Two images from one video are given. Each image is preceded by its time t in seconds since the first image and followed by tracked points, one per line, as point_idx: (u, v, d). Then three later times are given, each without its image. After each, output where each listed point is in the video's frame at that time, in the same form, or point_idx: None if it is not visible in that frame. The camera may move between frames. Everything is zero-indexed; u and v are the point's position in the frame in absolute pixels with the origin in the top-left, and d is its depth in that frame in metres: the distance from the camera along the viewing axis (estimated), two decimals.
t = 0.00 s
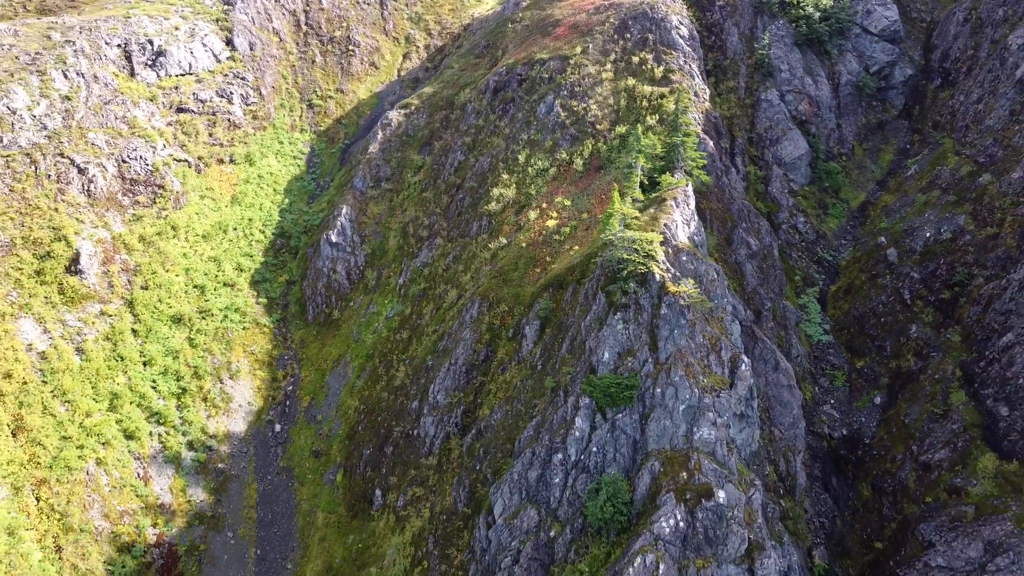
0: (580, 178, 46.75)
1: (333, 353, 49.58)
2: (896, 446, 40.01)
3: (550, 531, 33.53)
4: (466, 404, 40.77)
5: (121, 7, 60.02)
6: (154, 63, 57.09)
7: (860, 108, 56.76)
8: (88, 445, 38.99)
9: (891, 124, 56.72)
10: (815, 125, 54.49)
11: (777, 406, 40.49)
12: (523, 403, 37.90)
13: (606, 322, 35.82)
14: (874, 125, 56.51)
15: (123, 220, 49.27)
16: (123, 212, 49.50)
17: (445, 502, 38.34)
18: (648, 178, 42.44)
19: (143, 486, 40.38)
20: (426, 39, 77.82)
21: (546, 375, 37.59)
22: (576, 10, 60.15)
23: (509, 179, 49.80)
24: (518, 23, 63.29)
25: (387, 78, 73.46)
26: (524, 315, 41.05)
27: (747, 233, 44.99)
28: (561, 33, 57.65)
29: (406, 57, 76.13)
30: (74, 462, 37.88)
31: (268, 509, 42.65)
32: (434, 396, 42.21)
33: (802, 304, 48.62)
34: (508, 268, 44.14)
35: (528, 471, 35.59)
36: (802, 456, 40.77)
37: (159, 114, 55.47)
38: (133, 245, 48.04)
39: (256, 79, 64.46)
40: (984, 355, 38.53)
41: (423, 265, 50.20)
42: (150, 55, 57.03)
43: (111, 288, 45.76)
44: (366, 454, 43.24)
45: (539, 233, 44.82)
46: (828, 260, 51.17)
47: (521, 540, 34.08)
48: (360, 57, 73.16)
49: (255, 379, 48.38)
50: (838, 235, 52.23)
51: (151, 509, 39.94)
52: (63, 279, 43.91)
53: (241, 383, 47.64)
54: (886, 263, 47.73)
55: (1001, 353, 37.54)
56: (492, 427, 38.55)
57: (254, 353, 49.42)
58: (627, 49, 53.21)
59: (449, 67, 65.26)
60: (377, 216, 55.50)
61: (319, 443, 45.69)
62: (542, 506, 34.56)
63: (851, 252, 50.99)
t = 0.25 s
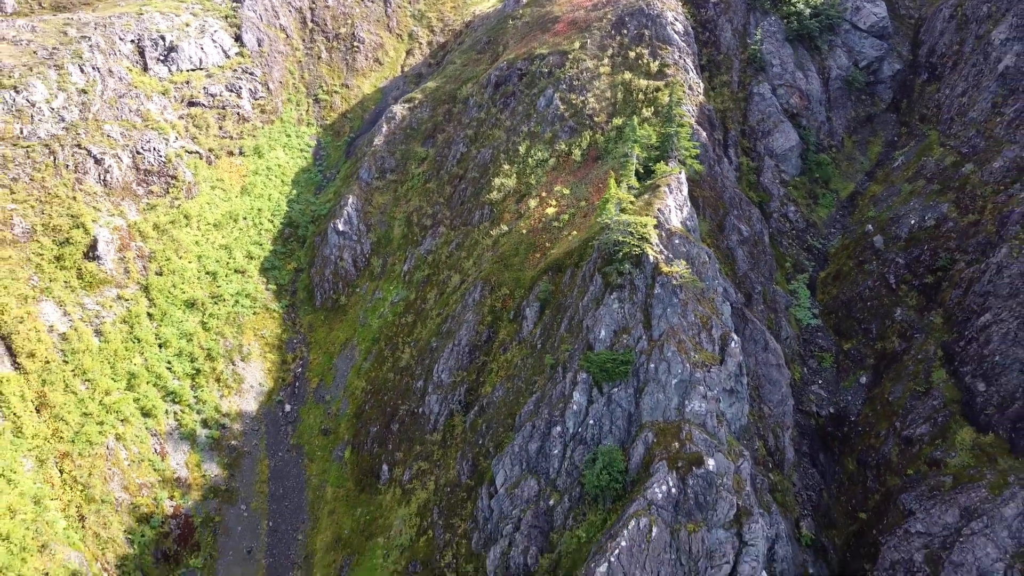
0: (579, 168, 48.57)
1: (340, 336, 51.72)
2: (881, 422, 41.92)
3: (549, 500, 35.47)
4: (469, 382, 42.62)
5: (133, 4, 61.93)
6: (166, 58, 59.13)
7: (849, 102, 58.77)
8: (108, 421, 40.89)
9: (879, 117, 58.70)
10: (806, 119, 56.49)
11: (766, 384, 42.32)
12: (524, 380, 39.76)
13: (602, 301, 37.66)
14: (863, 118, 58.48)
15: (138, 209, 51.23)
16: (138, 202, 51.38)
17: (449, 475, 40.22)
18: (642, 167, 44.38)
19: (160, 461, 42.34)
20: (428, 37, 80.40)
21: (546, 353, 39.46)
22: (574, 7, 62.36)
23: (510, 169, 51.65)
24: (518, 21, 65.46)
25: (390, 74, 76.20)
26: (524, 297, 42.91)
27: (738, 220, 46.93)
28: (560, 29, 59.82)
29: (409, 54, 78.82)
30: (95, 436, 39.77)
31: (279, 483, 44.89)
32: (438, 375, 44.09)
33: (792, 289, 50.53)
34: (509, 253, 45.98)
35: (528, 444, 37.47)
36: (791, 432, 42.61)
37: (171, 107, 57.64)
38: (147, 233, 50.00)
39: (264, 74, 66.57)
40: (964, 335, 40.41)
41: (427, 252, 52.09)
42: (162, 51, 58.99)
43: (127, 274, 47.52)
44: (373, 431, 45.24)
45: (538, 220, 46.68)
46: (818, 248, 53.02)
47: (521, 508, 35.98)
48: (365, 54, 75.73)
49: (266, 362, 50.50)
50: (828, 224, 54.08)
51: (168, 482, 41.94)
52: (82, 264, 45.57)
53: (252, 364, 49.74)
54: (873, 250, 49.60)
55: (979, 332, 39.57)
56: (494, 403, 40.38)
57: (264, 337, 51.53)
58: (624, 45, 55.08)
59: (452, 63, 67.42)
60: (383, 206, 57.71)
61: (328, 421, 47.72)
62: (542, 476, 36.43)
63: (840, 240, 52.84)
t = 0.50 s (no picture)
0: (577, 157, 50.60)
1: (348, 319, 54.01)
2: (864, 397, 44.05)
3: (548, 468, 37.57)
4: (472, 359, 44.74)
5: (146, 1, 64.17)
6: (178, 53, 61.21)
7: (838, 95, 60.98)
8: (128, 397, 43.04)
9: (867, 110, 60.94)
10: (796, 111, 58.68)
11: (755, 362, 44.44)
12: (524, 356, 41.88)
13: (599, 280, 39.75)
14: (852, 111, 60.72)
15: (153, 197, 53.24)
16: (153, 190, 53.45)
17: (453, 447, 42.37)
18: (637, 155, 46.26)
19: (177, 435, 44.47)
20: (431, 33, 82.69)
21: (545, 331, 41.62)
22: (572, 4, 64.71)
23: (511, 159, 53.78)
24: (519, 17, 67.73)
25: (394, 68, 78.36)
26: (525, 279, 45.03)
27: (729, 207, 49.11)
28: (559, 24, 62.12)
29: (413, 49, 81.08)
30: (117, 411, 41.93)
31: (291, 457, 47.08)
32: (443, 353, 46.24)
33: (782, 274, 52.62)
34: (510, 238, 48.09)
35: (529, 415, 39.52)
36: (779, 408, 44.72)
37: (184, 100, 59.77)
38: (162, 220, 52.10)
39: (272, 69, 69.04)
40: (943, 314, 42.57)
41: (431, 239, 54.27)
42: (174, 46, 61.10)
43: (144, 259, 49.66)
44: (381, 407, 47.48)
45: (538, 206, 48.76)
46: (807, 235, 55.14)
47: (522, 476, 38.10)
48: (370, 49, 78.03)
49: (277, 343, 52.61)
50: (816, 212, 56.23)
51: (186, 455, 44.11)
52: (101, 249, 47.76)
53: (264, 346, 51.83)
54: (859, 235, 51.75)
55: (956, 311, 41.73)
56: (496, 379, 42.49)
57: (275, 320, 53.62)
58: (621, 39, 57.20)
59: (455, 59, 69.75)
60: (388, 196, 60.10)
61: (337, 399, 49.92)
62: (541, 446, 38.55)
63: (828, 227, 54.95)
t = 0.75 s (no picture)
0: (575, 149, 52.43)
1: (354, 306, 56.30)
2: (851, 377, 45.83)
3: (548, 443, 39.37)
4: (474, 341, 46.61)
5: None
6: (188, 49, 63.14)
7: (828, 90, 62.96)
8: (145, 377, 44.85)
9: (857, 104, 62.89)
10: (787, 104, 60.68)
11: (746, 343, 46.27)
12: (524, 337, 43.74)
13: (596, 264, 41.55)
14: (842, 105, 62.71)
15: (166, 187, 55.12)
16: (165, 181, 55.32)
17: (457, 425, 44.22)
18: (633, 145, 48.16)
19: (191, 414, 46.33)
20: (434, 30, 84.80)
21: (544, 312, 43.53)
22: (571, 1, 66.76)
23: (512, 150, 55.63)
24: (519, 14, 69.73)
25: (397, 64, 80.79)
26: (525, 264, 46.90)
27: (721, 196, 51.08)
28: (558, 21, 64.20)
29: (415, 45, 83.23)
30: (134, 390, 43.72)
31: (300, 436, 49.14)
32: (446, 336, 48.11)
33: (773, 262, 54.47)
34: (511, 226, 49.96)
35: (529, 393, 41.31)
36: (769, 388, 46.55)
37: (194, 95, 61.97)
38: (175, 210, 53.96)
39: (279, 65, 71.19)
40: (926, 297, 44.37)
41: (435, 228, 56.21)
42: (185, 42, 63.05)
43: (158, 246, 51.46)
44: (387, 388, 49.47)
45: (538, 195, 50.63)
46: (797, 224, 57.00)
47: (523, 451, 39.91)
48: (374, 46, 80.21)
49: (286, 328, 54.79)
50: (807, 203, 58.10)
51: (199, 433, 45.97)
52: (116, 237, 49.48)
53: (273, 330, 53.99)
54: (847, 224, 53.65)
55: (939, 294, 43.53)
56: (498, 359, 44.33)
57: (284, 307, 55.88)
58: (618, 35, 59.06)
59: (457, 55, 71.77)
60: (393, 187, 62.28)
61: (344, 381, 52.17)
62: (541, 422, 40.35)
63: (819, 216, 56.80)
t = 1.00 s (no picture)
0: (573, 139, 54.51)
1: (361, 290, 58.46)
2: (837, 357, 47.91)
3: (547, 417, 41.43)
4: (477, 322, 48.71)
5: None
6: (199, 44, 65.33)
7: (819, 84, 65.21)
8: (162, 356, 46.95)
9: (846, 98, 65.12)
10: (779, 98, 62.95)
11: (737, 324, 48.36)
12: (525, 318, 45.80)
13: (593, 246, 43.64)
14: (832, 98, 64.95)
15: (179, 177, 57.26)
16: (178, 171, 57.42)
17: (460, 401, 46.35)
18: (628, 135, 50.12)
19: (206, 392, 48.46)
20: (436, 27, 87.18)
21: (543, 294, 45.67)
22: None
23: (512, 141, 57.67)
24: (519, 11, 72.02)
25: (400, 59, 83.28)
26: (525, 248, 49.00)
27: (713, 184, 53.24)
28: (557, 17, 66.39)
29: (418, 42, 85.67)
30: (152, 368, 45.78)
31: (310, 413, 51.37)
32: (450, 318, 50.24)
33: (764, 248, 56.56)
34: (512, 212, 52.07)
35: (529, 370, 43.36)
36: (759, 367, 48.62)
37: (205, 88, 64.03)
38: (188, 198, 56.08)
39: (287, 60, 73.36)
40: (909, 280, 46.45)
41: (438, 216, 58.42)
42: (196, 37, 65.23)
43: (172, 233, 53.57)
44: (393, 367, 51.62)
45: (537, 184, 52.75)
46: (788, 213, 59.09)
47: (523, 424, 41.97)
48: (378, 42, 82.69)
49: (296, 311, 57.01)
50: (797, 192, 60.18)
51: (214, 409, 48.07)
52: (133, 224, 51.52)
53: (283, 314, 56.16)
54: (835, 212, 55.75)
55: (920, 276, 45.64)
56: (499, 339, 46.42)
57: (293, 291, 58.07)
58: (615, 30, 61.16)
59: (459, 50, 73.95)
60: (398, 177, 64.50)
61: (352, 361, 54.37)
62: (540, 396, 42.43)
63: (808, 205, 58.92)
